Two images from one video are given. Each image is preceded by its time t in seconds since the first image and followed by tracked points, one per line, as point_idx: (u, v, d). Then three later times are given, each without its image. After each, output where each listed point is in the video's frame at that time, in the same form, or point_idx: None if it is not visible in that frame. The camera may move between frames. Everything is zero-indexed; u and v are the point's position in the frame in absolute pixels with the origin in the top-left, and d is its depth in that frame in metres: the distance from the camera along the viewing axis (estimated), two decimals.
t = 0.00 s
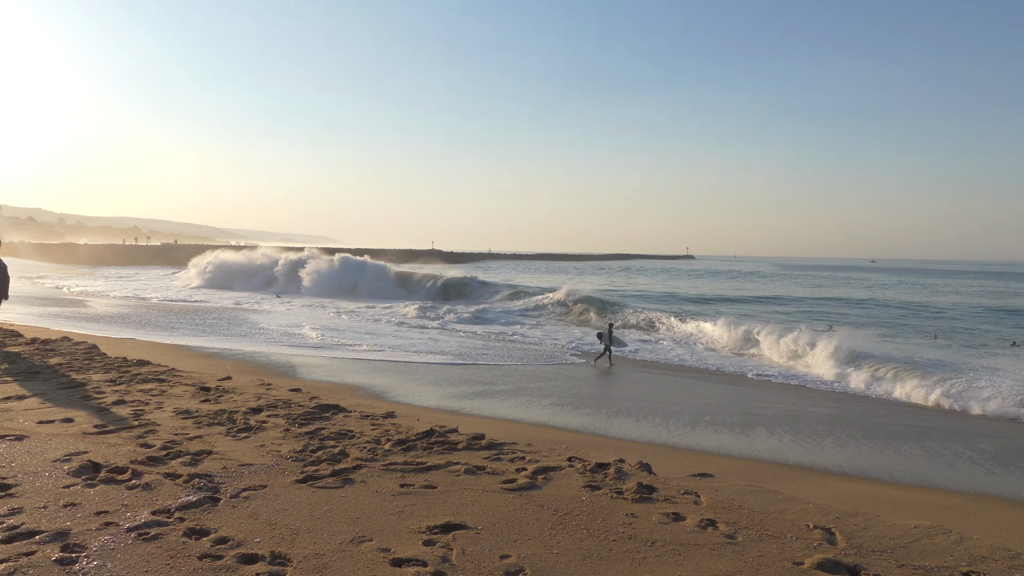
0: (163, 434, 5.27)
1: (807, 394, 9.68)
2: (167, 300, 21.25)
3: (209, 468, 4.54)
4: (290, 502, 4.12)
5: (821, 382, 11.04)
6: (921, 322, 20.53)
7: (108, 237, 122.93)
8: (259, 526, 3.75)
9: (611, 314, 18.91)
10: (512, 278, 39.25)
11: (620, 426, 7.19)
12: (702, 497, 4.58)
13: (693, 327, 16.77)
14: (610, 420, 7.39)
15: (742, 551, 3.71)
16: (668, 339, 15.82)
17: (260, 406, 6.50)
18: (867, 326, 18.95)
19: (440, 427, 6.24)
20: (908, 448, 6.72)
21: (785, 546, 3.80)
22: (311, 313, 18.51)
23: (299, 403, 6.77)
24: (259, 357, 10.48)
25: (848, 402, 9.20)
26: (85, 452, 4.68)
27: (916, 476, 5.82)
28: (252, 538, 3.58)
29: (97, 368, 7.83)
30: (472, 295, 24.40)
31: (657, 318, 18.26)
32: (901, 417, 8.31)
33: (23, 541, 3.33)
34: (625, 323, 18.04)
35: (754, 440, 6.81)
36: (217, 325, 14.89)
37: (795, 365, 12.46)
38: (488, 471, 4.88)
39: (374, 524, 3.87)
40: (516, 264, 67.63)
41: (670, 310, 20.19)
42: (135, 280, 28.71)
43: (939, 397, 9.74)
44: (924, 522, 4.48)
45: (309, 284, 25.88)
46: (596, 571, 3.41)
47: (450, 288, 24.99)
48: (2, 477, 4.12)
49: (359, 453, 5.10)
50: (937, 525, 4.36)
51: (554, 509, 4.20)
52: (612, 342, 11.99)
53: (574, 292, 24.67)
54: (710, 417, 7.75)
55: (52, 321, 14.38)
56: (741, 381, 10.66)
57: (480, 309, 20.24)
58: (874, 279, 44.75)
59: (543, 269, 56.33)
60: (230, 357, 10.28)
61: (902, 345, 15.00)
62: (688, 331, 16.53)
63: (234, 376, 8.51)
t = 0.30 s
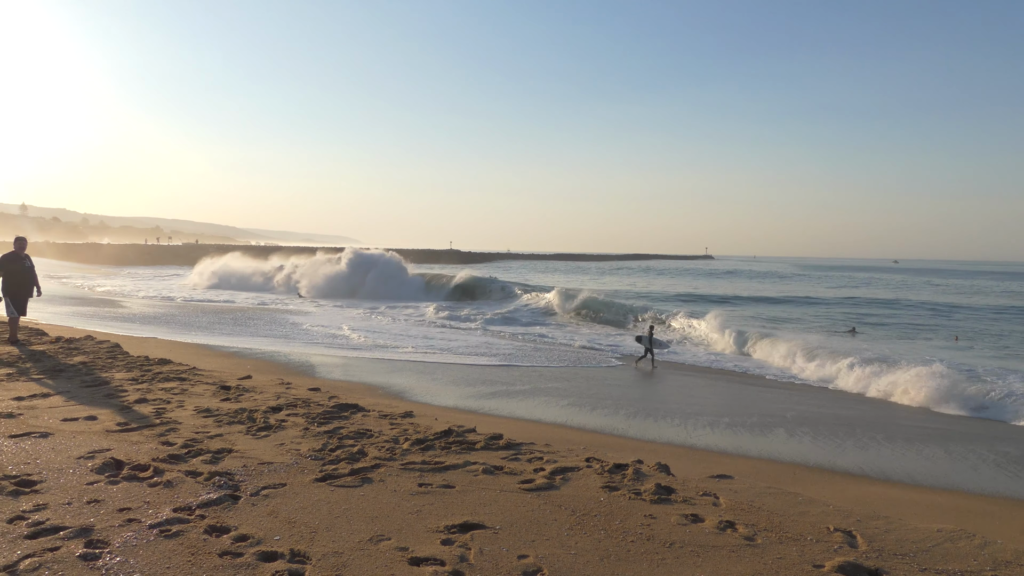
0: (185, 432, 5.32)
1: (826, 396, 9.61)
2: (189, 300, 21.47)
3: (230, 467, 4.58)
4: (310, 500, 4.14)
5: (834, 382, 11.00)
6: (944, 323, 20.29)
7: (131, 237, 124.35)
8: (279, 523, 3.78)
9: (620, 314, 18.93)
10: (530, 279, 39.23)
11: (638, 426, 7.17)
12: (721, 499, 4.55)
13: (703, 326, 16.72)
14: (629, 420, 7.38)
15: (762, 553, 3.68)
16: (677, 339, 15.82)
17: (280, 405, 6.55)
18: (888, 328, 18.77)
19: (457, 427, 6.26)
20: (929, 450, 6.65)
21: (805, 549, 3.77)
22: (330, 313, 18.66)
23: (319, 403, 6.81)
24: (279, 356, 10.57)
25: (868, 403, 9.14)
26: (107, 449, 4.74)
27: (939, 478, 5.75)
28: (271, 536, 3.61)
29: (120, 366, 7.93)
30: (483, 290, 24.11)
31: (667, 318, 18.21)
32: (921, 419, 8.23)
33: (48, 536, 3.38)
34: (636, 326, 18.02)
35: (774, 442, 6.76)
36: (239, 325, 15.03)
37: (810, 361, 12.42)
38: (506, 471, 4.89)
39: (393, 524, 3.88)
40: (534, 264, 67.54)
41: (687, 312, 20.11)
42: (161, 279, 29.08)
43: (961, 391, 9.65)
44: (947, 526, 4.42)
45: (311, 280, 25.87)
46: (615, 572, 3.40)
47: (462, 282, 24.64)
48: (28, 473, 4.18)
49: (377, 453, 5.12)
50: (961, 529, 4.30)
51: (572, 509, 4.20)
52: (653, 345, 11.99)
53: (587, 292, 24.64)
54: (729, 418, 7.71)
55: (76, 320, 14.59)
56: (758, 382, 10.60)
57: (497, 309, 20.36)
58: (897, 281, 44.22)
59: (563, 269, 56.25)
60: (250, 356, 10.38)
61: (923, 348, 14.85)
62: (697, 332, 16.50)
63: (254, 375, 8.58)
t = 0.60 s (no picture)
0: (204, 430, 5.37)
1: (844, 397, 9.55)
2: (208, 300, 21.66)
3: (248, 465, 4.61)
4: (327, 499, 4.16)
5: (851, 381, 10.93)
6: (964, 325, 20.07)
7: (150, 237, 125.58)
8: (297, 522, 3.80)
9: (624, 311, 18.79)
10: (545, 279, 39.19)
11: (656, 427, 7.15)
12: (739, 500, 4.53)
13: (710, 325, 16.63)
14: (645, 421, 7.36)
15: (780, 556, 3.66)
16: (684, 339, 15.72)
17: (297, 403, 6.59)
18: (910, 329, 18.55)
19: (474, 426, 6.28)
20: (951, 453, 6.58)
21: (824, 552, 3.74)
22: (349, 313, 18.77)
23: (336, 402, 6.84)
24: (297, 355, 10.63)
25: (886, 404, 9.08)
26: (129, 447, 4.79)
27: (960, 481, 5.69)
28: (289, 535, 3.62)
29: (140, 365, 8.02)
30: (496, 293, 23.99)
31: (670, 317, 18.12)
32: (941, 420, 8.16)
33: (70, 532, 3.42)
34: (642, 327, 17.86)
35: (793, 443, 6.72)
36: (257, 325, 15.10)
37: (826, 360, 12.34)
38: (523, 470, 4.89)
39: (411, 522, 3.90)
40: (552, 264, 67.41)
41: (700, 313, 20.03)
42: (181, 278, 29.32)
43: (981, 394, 9.56)
44: (969, 529, 4.37)
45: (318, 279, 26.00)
46: (633, 573, 3.39)
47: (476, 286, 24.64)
48: (50, 470, 4.24)
49: (394, 452, 5.14)
50: (983, 533, 4.25)
51: (589, 510, 4.19)
52: (693, 345, 12.07)
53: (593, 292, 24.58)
54: (746, 419, 7.66)
55: (98, 319, 14.77)
56: (775, 384, 10.55)
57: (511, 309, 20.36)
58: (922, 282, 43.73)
59: (579, 269, 56.13)
60: (268, 355, 10.46)
61: (943, 350, 14.70)
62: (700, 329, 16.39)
63: (271, 374, 8.65)
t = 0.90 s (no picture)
0: (220, 429, 5.41)
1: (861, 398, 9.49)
2: (224, 300, 21.80)
3: (264, 463, 4.64)
4: (342, 497, 4.19)
5: (865, 381, 10.86)
6: (986, 326, 19.82)
7: (167, 237, 126.56)
8: (312, 520, 3.82)
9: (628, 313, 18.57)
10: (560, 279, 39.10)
11: (670, 427, 7.14)
12: (754, 502, 4.50)
13: (714, 328, 16.53)
14: (660, 421, 7.34)
15: (796, 557, 3.64)
16: (697, 343, 15.72)
17: (313, 402, 6.62)
18: (931, 331, 18.35)
19: (488, 426, 6.28)
20: (970, 455, 6.52)
21: (840, 554, 3.72)
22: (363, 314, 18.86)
23: (351, 401, 6.88)
24: (312, 355, 10.69)
25: (905, 406, 9.01)
26: (146, 445, 4.83)
27: (979, 484, 5.63)
28: (305, 533, 3.65)
29: (158, 364, 8.09)
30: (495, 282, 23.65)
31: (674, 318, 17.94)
32: (960, 423, 8.07)
33: (88, 529, 3.45)
34: (651, 331, 17.59)
35: (808, 444, 6.69)
36: (272, 325, 15.21)
37: (840, 362, 12.28)
38: (537, 470, 4.89)
39: (425, 521, 3.91)
40: (569, 264, 67.30)
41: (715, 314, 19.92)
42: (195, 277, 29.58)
43: (1002, 397, 9.46)
44: (988, 533, 4.32)
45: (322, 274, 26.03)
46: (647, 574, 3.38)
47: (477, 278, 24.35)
48: (69, 467, 4.28)
49: (409, 451, 5.16)
50: (1002, 537, 4.21)
51: (603, 510, 4.18)
52: (732, 350, 12.13)
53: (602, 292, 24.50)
54: (762, 420, 7.62)
55: (116, 318, 14.91)
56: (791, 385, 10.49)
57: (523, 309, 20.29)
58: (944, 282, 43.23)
59: (595, 269, 55.99)
60: (284, 354, 10.52)
61: (962, 351, 14.54)
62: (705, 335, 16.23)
63: (287, 373, 8.69)
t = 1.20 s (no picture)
0: (229, 428, 5.43)
1: (870, 398, 9.43)
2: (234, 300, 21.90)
3: (273, 462, 4.66)
4: (351, 497, 4.20)
5: (875, 380, 10.81)
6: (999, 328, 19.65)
7: (178, 237, 127.14)
8: (321, 519, 3.83)
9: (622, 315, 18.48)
10: (570, 279, 39.01)
11: (679, 427, 7.13)
12: (764, 502, 4.49)
13: (714, 326, 16.50)
14: (670, 421, 7.33)
15: (805, 559, 3.63)
16: (701, 339, 15.65)
17: (321, 402, 6.64)
18: (942, 332, 18.23)
19: (497, 426, 6.28)
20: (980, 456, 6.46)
21: (850, 556, 3.70)
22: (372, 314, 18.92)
23: (359, 401, 6.90)
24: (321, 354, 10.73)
25: (916, 406, 8.94)
26: (156, 444, 4.86)
27: (991, 486, 5.58)
28: (314, 532, 3.65)
29: (168, 363, 8.14)
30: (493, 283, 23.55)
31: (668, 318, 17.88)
32: (971, 423, 8.01)
33: (99, 527, 3.47)
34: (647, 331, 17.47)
35: (818, 444, 6.66)
36: (282, 325, 15.28)
37: (850, 362, 12.21)
38: (546, 471, 4.89)
39: (434, 521, 3.91)
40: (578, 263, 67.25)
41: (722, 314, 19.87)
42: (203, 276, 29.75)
43: (1014, 399, 9.38)
44: (1000, 535, 4.30)
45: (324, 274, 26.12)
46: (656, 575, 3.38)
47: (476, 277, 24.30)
48: (80, 465, 4.31)
49: (417, 451, 5.17)
50: (1014, 538, 4.18)
51: (612, 510, 4.18)
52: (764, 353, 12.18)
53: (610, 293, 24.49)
54: (771, 420, 7.59)
55: (128, 318, 14.99)
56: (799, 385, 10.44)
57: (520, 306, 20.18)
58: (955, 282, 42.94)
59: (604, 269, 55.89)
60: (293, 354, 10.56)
61: (975, 353, 14.42)
62: (700, 333, 16.19)
63: (297, 373, 8.72)
